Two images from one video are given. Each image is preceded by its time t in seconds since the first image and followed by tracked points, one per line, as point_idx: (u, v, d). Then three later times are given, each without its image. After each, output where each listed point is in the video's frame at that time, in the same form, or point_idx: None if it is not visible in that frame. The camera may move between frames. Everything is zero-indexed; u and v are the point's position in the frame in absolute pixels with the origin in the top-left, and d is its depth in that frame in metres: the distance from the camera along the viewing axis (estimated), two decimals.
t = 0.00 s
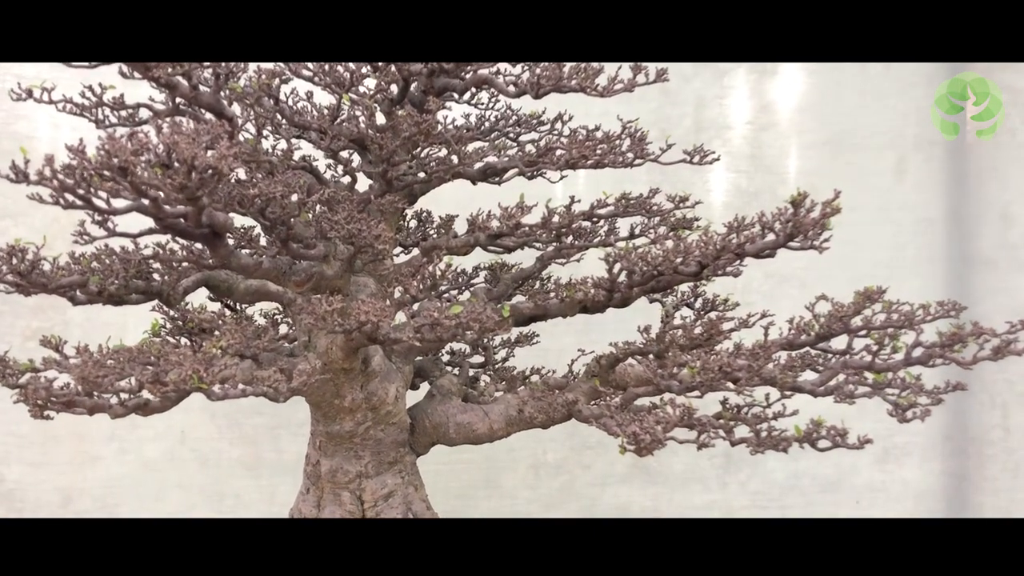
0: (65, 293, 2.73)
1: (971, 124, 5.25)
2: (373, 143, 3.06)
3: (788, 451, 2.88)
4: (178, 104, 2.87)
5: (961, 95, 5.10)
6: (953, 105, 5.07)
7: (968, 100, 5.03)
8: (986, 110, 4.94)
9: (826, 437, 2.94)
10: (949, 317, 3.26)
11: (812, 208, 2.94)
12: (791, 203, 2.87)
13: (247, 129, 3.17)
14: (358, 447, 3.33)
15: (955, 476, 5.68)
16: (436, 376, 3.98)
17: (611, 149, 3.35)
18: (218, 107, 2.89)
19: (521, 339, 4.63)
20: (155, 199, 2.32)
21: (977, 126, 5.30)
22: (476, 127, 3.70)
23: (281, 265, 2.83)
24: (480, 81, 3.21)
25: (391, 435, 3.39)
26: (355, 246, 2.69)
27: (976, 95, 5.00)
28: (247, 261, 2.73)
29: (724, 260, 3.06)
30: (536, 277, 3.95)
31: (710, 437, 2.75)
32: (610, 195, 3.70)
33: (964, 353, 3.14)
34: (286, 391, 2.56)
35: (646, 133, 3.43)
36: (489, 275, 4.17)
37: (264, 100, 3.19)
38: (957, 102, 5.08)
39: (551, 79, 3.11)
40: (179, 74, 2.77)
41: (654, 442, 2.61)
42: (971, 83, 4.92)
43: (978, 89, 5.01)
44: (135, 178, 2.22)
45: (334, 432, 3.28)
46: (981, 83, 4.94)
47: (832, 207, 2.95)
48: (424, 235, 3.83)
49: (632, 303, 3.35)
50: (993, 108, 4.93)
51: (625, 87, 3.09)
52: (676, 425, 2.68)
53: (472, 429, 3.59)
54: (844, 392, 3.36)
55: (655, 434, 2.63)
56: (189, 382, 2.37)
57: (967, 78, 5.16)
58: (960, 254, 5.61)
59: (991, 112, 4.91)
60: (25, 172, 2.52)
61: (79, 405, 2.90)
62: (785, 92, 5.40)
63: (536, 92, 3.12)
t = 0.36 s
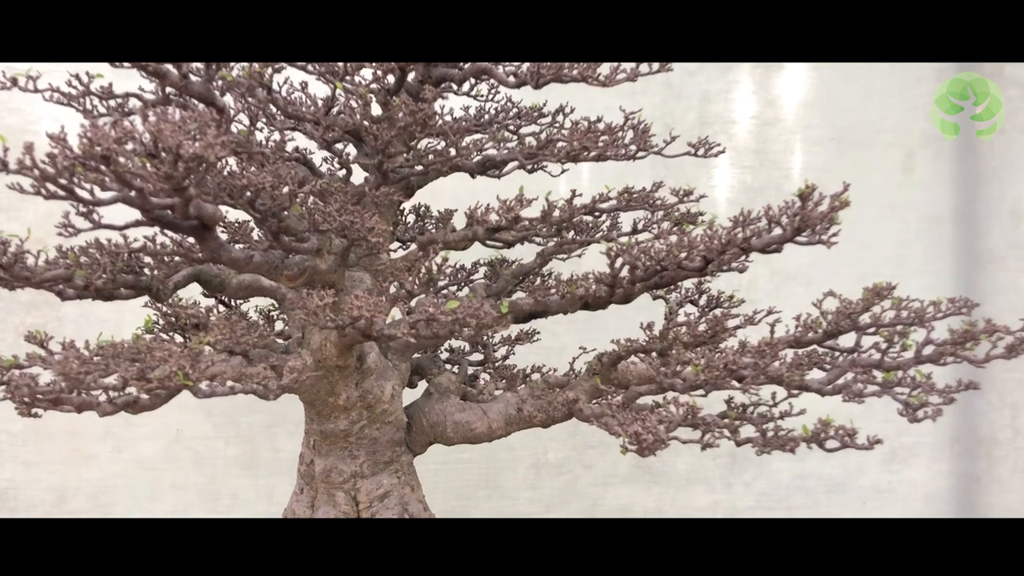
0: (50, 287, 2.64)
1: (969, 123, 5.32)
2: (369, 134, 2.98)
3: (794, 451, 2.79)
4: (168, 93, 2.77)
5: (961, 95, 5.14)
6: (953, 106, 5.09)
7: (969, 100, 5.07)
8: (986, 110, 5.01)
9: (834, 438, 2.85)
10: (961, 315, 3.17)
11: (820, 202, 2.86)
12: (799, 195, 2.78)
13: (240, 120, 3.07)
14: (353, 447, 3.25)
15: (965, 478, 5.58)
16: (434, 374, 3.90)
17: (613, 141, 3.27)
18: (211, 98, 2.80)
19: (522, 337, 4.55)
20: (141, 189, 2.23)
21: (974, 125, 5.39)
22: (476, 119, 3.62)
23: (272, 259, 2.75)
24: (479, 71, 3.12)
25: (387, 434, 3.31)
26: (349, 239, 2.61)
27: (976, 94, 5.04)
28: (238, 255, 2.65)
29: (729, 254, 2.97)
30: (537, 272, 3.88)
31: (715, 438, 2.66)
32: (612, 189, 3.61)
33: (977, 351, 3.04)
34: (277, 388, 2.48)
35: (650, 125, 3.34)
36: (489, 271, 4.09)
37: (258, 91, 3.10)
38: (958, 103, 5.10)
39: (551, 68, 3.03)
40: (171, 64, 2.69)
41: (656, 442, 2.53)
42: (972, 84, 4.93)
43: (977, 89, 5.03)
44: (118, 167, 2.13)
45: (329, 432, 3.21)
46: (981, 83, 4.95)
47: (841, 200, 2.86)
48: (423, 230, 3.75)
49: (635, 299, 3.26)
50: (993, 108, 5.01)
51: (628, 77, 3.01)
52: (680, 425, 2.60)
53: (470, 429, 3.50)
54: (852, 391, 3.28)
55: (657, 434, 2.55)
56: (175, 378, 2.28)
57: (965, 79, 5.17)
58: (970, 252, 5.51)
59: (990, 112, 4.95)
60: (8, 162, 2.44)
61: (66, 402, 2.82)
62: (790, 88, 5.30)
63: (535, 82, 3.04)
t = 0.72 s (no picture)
0: (30, 281, 2.54)
1: (968, 122, 5.21)
2: (362, 123, 2.86)
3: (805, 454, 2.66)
4: (152, 80, 2.65)
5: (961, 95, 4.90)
6: (954, 107, 4.92)
7: (970, 101, 4.93)
8: (986, 110, 4.84)
9: (847, 440, 2.72)
10: (980, 312, 3.03)
11: (833, 193, 2.73)
12: (810, 186, 2.65)
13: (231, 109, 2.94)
14: (346, 448, 3.15)
15: (979, 480, 5.44)
16: (432, 373, 3.79)
17: (617, 132, 3.14)
18: (199, 85, 2.63)
19: (523, 335, 4.43)
20: (118, 177, 2.12)
21: (974, 125, 5.26)
22: (475, 110, 3.51)
23: (260, 252, 2.64)
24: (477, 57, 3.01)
25: (382, 435, 3.20)
26: (338, 231, 2.49)
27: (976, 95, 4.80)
28: (224, 247, 2.54)
29: (738, 248, 2.85)
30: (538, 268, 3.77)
31: (722, 440, 2.53)
32: (616, 182, 3.48)
33: (997, 350, 2.91)
34: (262, 386, 2.37)
35: (655, 115, 3.22)
36: (489, 267, 3.98)
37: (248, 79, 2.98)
38: (959, 103, 4.95)
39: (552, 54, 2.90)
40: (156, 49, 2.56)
41: (660, 444, 2.41)
42: (973, 84, 4.77)
43: (977, 89, 4.79)
44: (94, 153, 2.02)
45: (321, 432, 3.10)
46: (983, 83, 4.77)
47: (855, 192, 2.73)
48: (420, 224, 3.64)
49: (639, 295, 3.13)
50: (994, 107, 4.83)
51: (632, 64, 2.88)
52: (685, 426, 2.47)
53: (468, 429, 3.39)
54: (866, 391, 3.15)
55: (661, 436, 2.43)
56: (152, 376, 2.16)
57: (965, 77, 4.89)
58: (984, 250, 5.37)
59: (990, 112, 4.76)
60: None
61: (47, 401, 2.71)
62: (799, 83, 5.16)
63: (535, 69, 2.92)
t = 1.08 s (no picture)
0: (13, 285, 2.46)
1: (967, 123, 5.11)
2: (357, 122, 2.77)
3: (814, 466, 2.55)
4: (140, 76, 2.55)
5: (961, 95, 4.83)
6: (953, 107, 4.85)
7: (968, 101, 4.83)
8: (986, 111, 4.75)
9: (859, 451, 2.61)
10: (996, 317, 2.92)
11: (844, 195, 2.62)
12: (820, 187, 2.55)
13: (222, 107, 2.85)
14: (341, 457, 3.06)
15: (993, 489, 5.30)
16: (430, 379, 3.70)
17: (620, 131, 3.04)
18: (189, 82, 2.53)
19: (525, 340, 4.34)
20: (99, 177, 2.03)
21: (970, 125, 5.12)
22: (474, 109, 3.42)
23: (250, 255, 2.56)
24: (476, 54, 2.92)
25: (377, 443, 3.12)
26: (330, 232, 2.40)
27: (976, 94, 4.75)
28: (212, 250, 2.45)
29: (745, 252, 2.74)
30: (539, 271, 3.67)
31: (728, 452, 2.43)
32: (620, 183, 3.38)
33: (1015, 357, 2.79)
34: (249, 395, 2.28)
35: (660, 113, 3.11)
36: (490, 270, 3.88)
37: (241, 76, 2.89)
38: (958, 103, 4.85)
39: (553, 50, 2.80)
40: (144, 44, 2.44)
41: (663, 456, 2.31)
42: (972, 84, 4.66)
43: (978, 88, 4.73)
44: (72, 152, 1.93)
45: (315, 440, 3.02)
46: (983, 83, 4.67)
47: (867, 193, 2.62)
48: (419, 226, 3.55)
49: (643, 299, 3.03)
50: (994, 108, 4.71)
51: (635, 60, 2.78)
52: (690, 437, 2.37)
53: (467, 437, 3.30)
54: (877, 399, 3.04)
55: (664, 448, 2.32)
56: (132, 385, 2.08)
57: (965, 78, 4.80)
58: (997, 252, 5.24)
59: (991, 113, 4.71)
60: None
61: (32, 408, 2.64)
62: (808, 82, 5.05)
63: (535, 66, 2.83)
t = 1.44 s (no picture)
0: None
1: (968, 123, 4.99)
2: (349, 128, 2.67)
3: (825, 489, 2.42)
4: (123, 78, 2.43)
5: (960, 95, 4.71)
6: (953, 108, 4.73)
7: (967, 102, 4.72)
8: (986, 111, 4.64)
9: (872, 473, 2.48)
10: (1018, 331, 2.78)
11: (856, 202, 2.49)
12: (831, 194, 2.42)
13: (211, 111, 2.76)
14: (332, 474, 2.96)
15: (1009, 505, 5.13)
16: (427, 392, 3.59)
17: (623, 136, 2.92)
18: (174, 87, 2.41)
19: (527, 350, 4.23)
20: (72, 185, 1.93)
21: (973, 124, 5.08)
22: (472, 114, 3.33)
23: (235, 265, 2.47)
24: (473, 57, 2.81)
25: (370, 460, 3.01)
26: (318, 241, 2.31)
27: (975, 95, 4.63)
28: (196, 261, 2.36)
29: (753, 262, 2.62)
30: (541, 280, 3.56)
31: (735, 474, 2.30)
32: (623, 190, 3.26)
33: None
34: (230, 413, 2.17)
35: (664, 118, 3.00)
36: (489, 280, 3.78)
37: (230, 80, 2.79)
38: (957, 104, 4.73)
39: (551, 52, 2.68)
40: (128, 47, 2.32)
41: (665, 480, 2.18)
42: (971, 85, 4.53)
43: (976, 89, 4.60)
44: (42, 158, 1.83)
45: (306, 457, 2.93)
46: (981, 83, 4.57)
47: (881, 201, 2.49)
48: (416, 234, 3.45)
49: (646, 311, 2.90)
50: (994, 109, 4.63)
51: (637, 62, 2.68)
52: (694, 459, 2.24)
53: (464, 454, 3.18)
54: (891, 416, 2.91)
55: (666, 471, 2.20)
56: (104, 404, 1.97)
57: (964, 77, 4.64)
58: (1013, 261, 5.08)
59: (991, 112, 4.60)
60: None
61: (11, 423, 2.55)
62: (819, 86, 4.92)
63: (534, 69, 2.72)
